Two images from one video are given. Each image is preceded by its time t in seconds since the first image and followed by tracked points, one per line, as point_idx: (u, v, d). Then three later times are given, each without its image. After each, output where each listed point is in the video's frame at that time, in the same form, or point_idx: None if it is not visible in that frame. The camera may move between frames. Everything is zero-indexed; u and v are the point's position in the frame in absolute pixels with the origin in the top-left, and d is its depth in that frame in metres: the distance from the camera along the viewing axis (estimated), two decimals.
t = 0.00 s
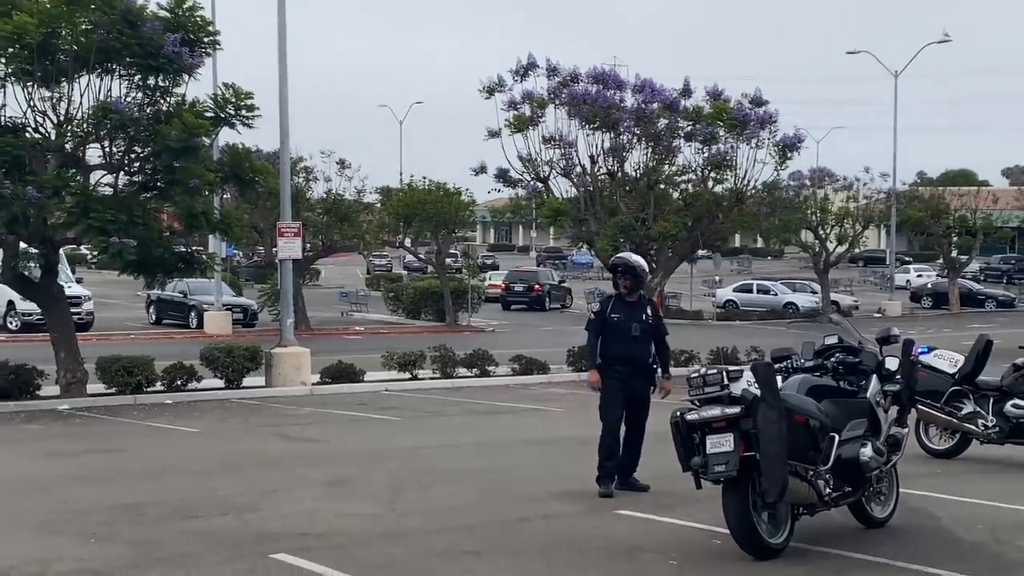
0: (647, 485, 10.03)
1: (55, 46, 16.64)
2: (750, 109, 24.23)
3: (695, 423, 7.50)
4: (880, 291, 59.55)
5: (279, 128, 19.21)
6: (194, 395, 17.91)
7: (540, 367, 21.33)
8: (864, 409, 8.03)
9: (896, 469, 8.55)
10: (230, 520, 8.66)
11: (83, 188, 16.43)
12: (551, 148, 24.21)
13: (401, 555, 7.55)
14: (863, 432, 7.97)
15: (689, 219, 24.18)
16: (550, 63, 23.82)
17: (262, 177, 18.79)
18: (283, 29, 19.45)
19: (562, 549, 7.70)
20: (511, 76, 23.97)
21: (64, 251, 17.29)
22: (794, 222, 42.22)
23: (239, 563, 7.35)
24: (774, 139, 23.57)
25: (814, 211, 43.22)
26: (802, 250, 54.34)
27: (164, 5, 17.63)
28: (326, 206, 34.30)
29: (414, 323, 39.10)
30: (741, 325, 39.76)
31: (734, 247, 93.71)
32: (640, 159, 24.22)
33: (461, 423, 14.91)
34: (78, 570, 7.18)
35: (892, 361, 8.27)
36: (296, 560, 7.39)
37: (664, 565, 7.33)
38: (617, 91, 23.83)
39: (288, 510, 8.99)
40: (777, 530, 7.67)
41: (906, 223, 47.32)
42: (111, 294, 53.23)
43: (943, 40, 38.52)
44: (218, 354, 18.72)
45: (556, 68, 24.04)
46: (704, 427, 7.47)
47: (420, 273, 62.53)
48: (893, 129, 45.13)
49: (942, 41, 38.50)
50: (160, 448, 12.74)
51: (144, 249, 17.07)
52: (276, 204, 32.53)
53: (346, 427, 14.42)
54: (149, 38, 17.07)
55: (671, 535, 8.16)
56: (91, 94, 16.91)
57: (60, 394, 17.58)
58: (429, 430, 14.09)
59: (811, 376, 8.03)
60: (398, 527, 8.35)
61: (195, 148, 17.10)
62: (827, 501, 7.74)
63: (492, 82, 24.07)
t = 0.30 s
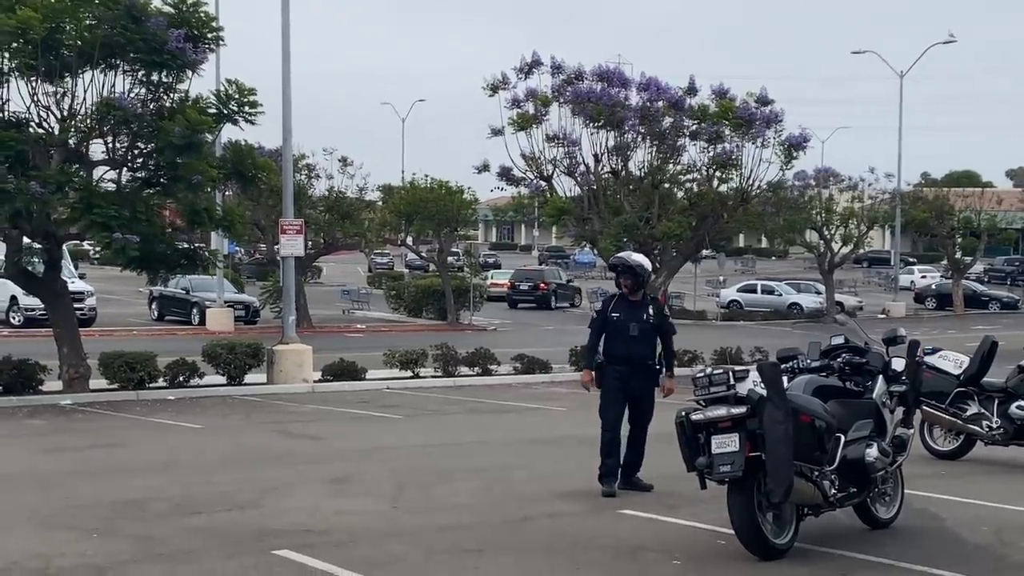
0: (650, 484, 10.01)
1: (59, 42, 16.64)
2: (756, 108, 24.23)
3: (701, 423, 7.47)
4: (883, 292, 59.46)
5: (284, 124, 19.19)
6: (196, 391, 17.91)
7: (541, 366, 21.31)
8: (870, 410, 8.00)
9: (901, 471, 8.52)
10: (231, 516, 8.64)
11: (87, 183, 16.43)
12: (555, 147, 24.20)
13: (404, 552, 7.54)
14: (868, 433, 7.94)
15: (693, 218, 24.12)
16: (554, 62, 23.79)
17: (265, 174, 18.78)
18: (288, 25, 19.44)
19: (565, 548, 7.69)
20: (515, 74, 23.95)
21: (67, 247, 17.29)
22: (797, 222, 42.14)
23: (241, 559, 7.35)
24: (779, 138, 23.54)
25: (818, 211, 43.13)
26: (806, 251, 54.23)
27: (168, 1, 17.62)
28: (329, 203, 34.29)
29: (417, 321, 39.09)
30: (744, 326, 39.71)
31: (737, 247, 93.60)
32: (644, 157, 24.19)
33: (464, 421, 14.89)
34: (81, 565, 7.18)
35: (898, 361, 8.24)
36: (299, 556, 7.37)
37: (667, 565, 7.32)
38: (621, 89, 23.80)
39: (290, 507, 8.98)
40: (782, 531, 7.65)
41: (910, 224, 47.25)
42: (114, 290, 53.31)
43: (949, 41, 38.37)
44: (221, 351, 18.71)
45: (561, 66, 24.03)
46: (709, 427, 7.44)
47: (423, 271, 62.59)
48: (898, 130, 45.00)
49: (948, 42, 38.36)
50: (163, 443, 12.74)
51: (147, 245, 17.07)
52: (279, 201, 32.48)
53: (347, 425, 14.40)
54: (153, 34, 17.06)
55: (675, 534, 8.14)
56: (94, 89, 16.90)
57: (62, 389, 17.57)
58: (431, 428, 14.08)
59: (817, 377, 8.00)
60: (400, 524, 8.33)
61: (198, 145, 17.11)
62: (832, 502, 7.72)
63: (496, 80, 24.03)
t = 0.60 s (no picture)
0: (644, 481, 10.03)
1: (57, 36, 16.64)
2: (753, 107, 24.18)
3: (695, 420, 7.49)
4: (879, 292, 59.51)
5: (281, 121, 19.18)
6: (193, 387, 17.91)
7: (538, 364, 21.33)
8: (864, 408, 8.02)
9: (895, 468, 8.54)
10: (228, 511, 8.65)
11: (84, 178, 16.43)
12: (552, 145, 24.20)
13: (399, 547, 7.56)
14: (863, 431, 7.96)
15: (689, 217, 24.16)
16: (552, 59, 23.80)
17: (263, 171, 18.80)
18: (286, 21, 19.43)
19: (561, 544, 7.71)
20: (513, 72, 23.95)
21: (64, 241, 17.28)
22: (794, 221, 42.19)
23: (236, 553, 7.36)
24: (775, 137, 23.55)
25: (815, 211, 43.13)
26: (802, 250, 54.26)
27: None
28: (327, 200, 34.28)
29: (414, 318, 39.11)
30: (739, 324, 39.76)
31: (734, 246, 93.65)
32: (641, 156, 24.19)
33: (460, 418, 14.90)
34: (77, 558, 7.19)
35: (893, 360, 8.26)
36: (294, 551, 7.39)
37: (661, 561, 7.34)
38: (619, 88, 23.79)
39: (286, 502, 8.99)
40: (776, 528, 7.67)
41: (906, 224, 47.30)
42: (111, 285, 53.30)
43: (946, 41, 38.32)
44: (218, 347, 18.70)
45: (559, 64, 24.05)
46: (703, 423, 7.46)
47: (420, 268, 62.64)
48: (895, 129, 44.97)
49: (946, 42, 38.32)
50: (160, 438, 12.74)
51: (144, 241, 17.07)
52: (277, 197, 32.48)
53: (344, 421, 14.42)
54: (150, 29, 17.06)
55: (670, 531, 8.16)
56: (92, 84, 16.90)
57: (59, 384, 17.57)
58: (428, 425, 14.09)
59: (812, 374, 8.02)
60: (396, 520, 8.34)
61: (196, 140, 17.11)
62: (826, 499, 7.75)
63: (494, 78, 24.04)
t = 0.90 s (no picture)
0: (633, 480, 10.02)
1: (44, 30, 16.58)
2: (743, 106, 24.16)
3: (684, 420, 7.48)
4: (868, 291, 59.63)
5: (271, 117, 19.13)
6: (180, 384, 17.86)
7: (528, 362, 21.31)
8: (853, 408, 8.02)
9: (883, 469, 8.54)
10: (214, 510, 8.61)
11: (70, 173, 16.37)
12: (543, 142, 24.18)
13: (385, 546, 7.53)
14: (851, 431, 7.97)
15: (679, 216, 24.16)
16: (544, 57, 23.78)
17: (252, 165, 18.78)
18: (276, 17, 19.37)
19: (548, 543, 7.70)
20: (504, 69, 23.93)
21: (50, 236, 17.20)
22: (783, 220, 42.25)
23: (222, 553, 7.33)
24: (766, 137, 23.56)
25: (804, 210, 43.17)
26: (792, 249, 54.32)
27: None
28: (317, 195, 34.19)
29: (404, 315, 39.06)
30: (728, 323, 39.81)
31: (724, 244, 93.71)
32: (632, 154, 24.17)
33: (449, 416, 14.88)
34: (61, 557, 7.16)
35: (882, 360, 8.26)
36: (279, 551, 7.36)
37: (649, 561, 7.33)
38: (610, 86, 23.78)
39: (273, 500, 8.96)
40: (764, 528, 7.66)
41: (895, 223, 47.38)
42: (99, 280, 53.11)
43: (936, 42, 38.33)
44: (205, 344, 18.64)
45: (550, 62, 24.04)
46: (692, 424, 7.46)
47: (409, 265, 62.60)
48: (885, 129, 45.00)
49: (936, 43, 38.32)
50: (147, 436, 12.70)
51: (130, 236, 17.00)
52: (266, 193, 32.40)
53: (333, 419, 14.39)
54: (138, 23, 16.98)
55: (657, 530, 8.16)
56: (79, 78, 16.82)
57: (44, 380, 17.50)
58: (417, 422, 14.06)
59: (800, 374, 8.02)
60: (383, 519, 8.31)
61: (183, 135, 17.04)
62: (814, 500, 7.75)
63: (485, 75, 24.01)
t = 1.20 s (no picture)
0: (616, 478, 10.04)
1: (28, 25, 16.52)
2: (728, 106, 24.21)
3: (667, 417, 7.50)
4: (852, 290, 59.86)
5: (255, 113, 19.09)
6: (162, 381, 17.81)
7: (513, 359, 21.32)
8: (835, 406, 8.06)
9: (864, 467, 8.59)
10: (195, 507, 8.59)
11: (53, 168, 16.31)
12: (529, 140, 24.19)
13: (368, 545, 7.53)
14: (832, 429, 8.01)
15: (664, 215, 24.20)
16: (529, 55, 23.78)
17: (235, 161, 18.71)
18: (261, 13, 19.33)
19: (531, 542, 7.71)
20: (490, 67, 23.91)
21: (33, 232, 17.11)
22: (768, 219, 42.35)
23: (203, 550, 7.32)
24: (750, 137, 23.62)
25: (788, 209, 43.28)
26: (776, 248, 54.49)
27: None
28: (301, 192, 34.12)
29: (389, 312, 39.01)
30: (711, 321, 39.91)
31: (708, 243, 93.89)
32: (618, 153, 24.20)
33: (433, 414, 14.88)
34: (42, 554, 7.13)
35: (863, 359, 8.31)
36: (261, 549, 7.35)
37: (631, 559, 7.35)
38: (596, 85, 23.82)
39: (256, 498, 8.94)
40: (745, 526, 7.69)
41: (879, 223, 47.57)
42: (83, 276, 52.89)
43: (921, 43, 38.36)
44: (188, 340, 18.59)
45: (536, 60, 24.03)
46: (674, 421, 7.48)
47: (394, 263, 62.58)
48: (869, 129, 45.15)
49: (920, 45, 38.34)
50: (129, 432, 12.66)
51: (113, 232, 16.94)
52: (250, 189, 32.33)
53: (317, 416, 14.37)
54: (123, 18, 16.92)
55: (640, 528, 8.18)
56: (62, 73, 16.77)
57: (26, 376, 17.42)
58: (401, 420, 14.06)
59: (783, 373, 8.06)
60: (366, 518, 8.30)
61: (167, 131, 16.99)
62: (795, 498, 7.78)
63: (471, 72, 23.99)
